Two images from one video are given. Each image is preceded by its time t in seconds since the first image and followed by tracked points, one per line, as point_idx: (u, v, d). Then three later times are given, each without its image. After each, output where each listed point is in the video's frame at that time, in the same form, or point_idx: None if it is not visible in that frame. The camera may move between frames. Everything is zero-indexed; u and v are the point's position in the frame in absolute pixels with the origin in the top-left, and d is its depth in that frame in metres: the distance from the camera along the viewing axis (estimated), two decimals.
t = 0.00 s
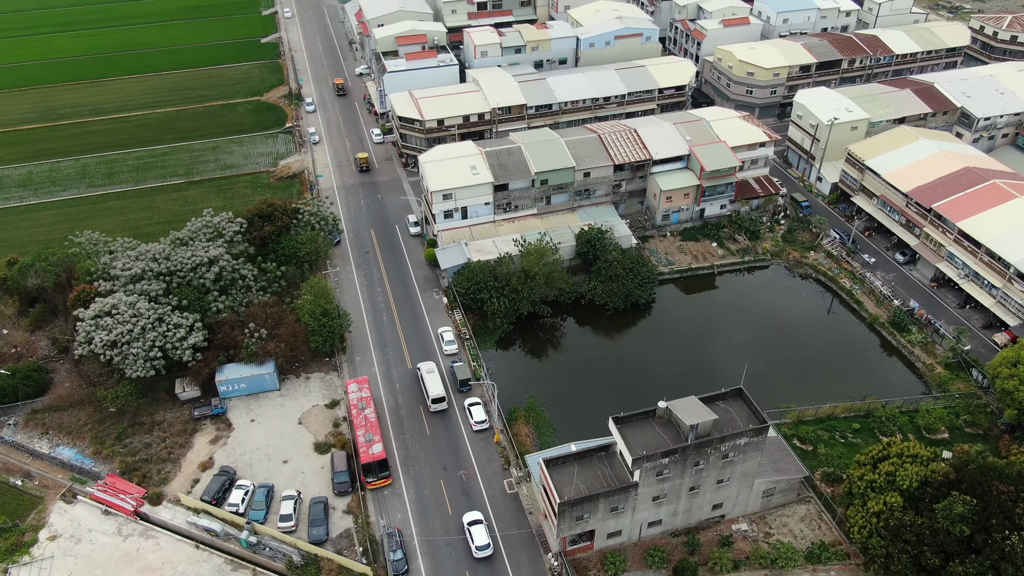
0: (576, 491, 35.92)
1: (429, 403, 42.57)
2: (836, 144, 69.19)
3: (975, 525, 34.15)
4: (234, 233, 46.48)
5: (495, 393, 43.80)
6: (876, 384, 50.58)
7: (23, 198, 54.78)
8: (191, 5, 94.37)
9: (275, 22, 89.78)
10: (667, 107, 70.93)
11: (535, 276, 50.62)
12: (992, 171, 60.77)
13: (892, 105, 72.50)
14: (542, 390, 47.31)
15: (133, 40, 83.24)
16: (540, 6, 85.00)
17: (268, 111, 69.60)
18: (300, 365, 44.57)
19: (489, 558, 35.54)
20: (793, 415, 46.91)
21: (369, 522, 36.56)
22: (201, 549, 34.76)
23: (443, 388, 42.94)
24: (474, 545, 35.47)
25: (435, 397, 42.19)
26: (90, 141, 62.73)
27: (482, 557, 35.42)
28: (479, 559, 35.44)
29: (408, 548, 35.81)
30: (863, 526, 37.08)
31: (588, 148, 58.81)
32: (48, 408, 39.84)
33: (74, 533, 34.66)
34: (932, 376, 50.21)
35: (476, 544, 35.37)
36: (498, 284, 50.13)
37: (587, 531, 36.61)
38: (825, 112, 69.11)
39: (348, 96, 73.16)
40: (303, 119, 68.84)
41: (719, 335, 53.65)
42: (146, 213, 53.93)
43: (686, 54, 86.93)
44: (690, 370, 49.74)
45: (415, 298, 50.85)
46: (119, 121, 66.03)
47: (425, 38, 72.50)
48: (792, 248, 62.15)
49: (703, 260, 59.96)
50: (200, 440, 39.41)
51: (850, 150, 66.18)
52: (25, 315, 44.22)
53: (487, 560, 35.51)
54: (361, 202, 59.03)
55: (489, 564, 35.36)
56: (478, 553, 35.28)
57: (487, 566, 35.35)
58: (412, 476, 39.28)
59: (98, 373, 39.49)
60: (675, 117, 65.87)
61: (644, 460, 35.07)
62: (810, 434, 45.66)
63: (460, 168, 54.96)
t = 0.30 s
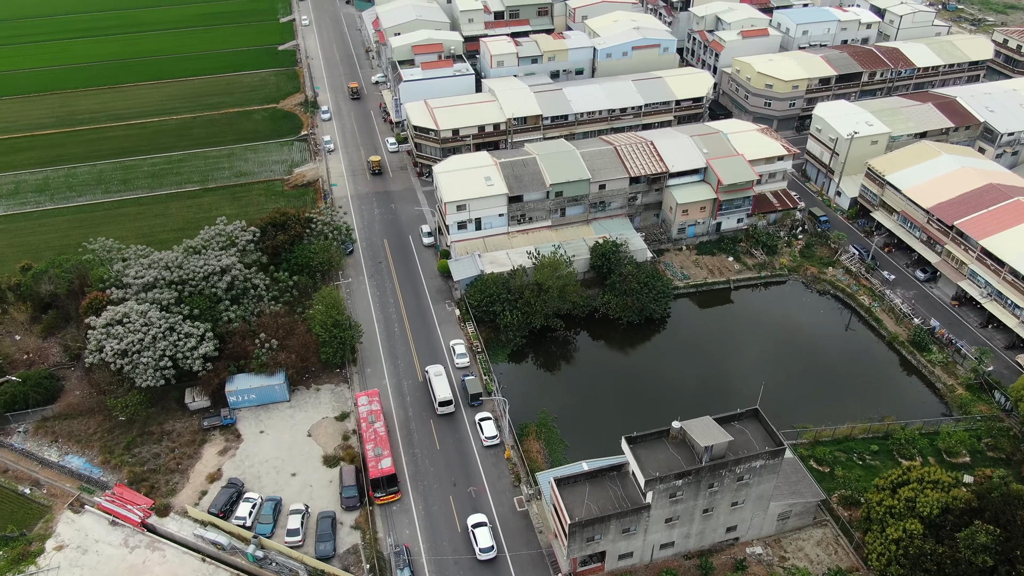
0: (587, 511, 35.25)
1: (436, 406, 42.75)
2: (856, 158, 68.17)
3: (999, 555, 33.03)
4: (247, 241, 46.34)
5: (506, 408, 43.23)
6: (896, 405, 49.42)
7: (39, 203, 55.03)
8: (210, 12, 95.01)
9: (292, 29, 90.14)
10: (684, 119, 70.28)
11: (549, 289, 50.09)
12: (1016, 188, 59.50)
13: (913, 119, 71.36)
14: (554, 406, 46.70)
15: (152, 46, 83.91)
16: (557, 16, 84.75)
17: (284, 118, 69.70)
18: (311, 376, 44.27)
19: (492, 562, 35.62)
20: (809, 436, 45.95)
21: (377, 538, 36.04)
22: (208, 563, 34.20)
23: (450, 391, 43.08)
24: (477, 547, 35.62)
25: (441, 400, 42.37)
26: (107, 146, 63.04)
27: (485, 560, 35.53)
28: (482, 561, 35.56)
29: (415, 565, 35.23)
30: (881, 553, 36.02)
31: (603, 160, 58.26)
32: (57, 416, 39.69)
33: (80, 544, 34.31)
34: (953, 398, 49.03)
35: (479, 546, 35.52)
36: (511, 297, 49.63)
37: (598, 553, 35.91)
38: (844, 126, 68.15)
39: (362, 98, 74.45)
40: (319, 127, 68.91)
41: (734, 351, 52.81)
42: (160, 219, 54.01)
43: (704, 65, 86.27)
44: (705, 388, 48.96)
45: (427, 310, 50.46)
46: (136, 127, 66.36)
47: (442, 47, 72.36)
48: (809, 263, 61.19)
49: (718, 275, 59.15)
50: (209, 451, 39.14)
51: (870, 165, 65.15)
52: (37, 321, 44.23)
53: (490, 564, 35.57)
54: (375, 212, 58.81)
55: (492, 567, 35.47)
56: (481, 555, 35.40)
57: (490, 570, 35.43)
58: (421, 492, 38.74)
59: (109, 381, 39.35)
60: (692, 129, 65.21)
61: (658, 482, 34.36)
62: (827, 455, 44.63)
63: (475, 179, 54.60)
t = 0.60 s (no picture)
0: (598, 531, 34.49)
1: (444, 409, 42.85)
2: (876, 172, 67.12)
3: None
4: (259, 250, 46.18)
5: (517, 423, 42.61)
6: (915, 426, 48.24)
7: (55, 208, 55.25)
8: (227, 18, 95.53)
9: (309, 37, 90.44)
10: (700, 130, 69.58)
11: (562, 302, 49.47)
12: None
13: (935, 133, 70.19)
14: (565, 421, 46.04)
15: (170, 52, 84.45)
16: (574, 25, 84.45)
17: (299, 126, 69.78)
18: (321, 387, 43.93)
19: (496, 562, 35.51)
20: (825, 456, 44.93)
21: (384, 554, 35.50)
22: None
23: (457, 394, 43.20)
24: (481, 549, 35.54)
25: (449, 402, 42.48)
26: (123, 152, 63.31)
27: (489, 561, 35.41)
28: (486, 562, 35.46)
29: None
30: None
31: (618, 172, 57.68)
32: (67, 423, 39.57)
33: (87, 554, 33.95)
34: (974, 419, 47.78)
35: (483, 548, 35.40)
36: (524, 309, 49.12)
37: (608, 574, 35.16)
38: (864, 139, 67.15)
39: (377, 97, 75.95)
40: (334, 135, 68.91)
41: (749, 367, 51.93)
42: (174, 226, 54.05)
43: (722, 76, 85.57)
44: (720, 405, 48.14)
45: (438, 321, 50.07)
46: (152, 132, 66.64)
47: (458, 56, 72.17)
48: (827, 279, 60.20)
49: (734, 289, 58.33)
50: (217, 462, 38.85)
51: (890, 180, 64.06)
52: (49, 327, 44.22)
53: (493, 564, 35.48)
54: (388, 221, 58.58)
55: (495, 569, 35.37)
56: (485, 556, 35.29)
57: (494, 570, 35.40)
58: (429, 507, 38.16)
59: (118, 390, 39.20)
60: (709, 141, 64.49)
61: (670, 503, 33.62)
62: (845, 477, 43.58)
63: (489, 190, 54.21)
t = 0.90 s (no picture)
0: (609, 552, 33.84)
1: (452, 410, 43.13)
2: (896, 186, 65.99)
3: None
4: (271, 258, 46.01)
5: (529, 437, 42.01)
6: (934, 447, 47.02)
7: (70, 213, 55.47)
8: (245, 24, 96.03)
9: (326, 43, 90.67)
10: (717, 141, 68.84)
11: (575, 314, 48.83)
12: None
13: (957, 147, 68.90)
14: (577, 436, 45.40)
15: (187, 57, 84.93)
16: (591, 34, 84.12)
17: (315, 132, 69.82)
18: (331, 398, 43.59)
19: (500, 564, 35.62)
20: (843, 476, 43.85)
21: (391, 569, 34.98)
22: None
23: (465, 395, 43.49)
24: (486, 550, 35.66)
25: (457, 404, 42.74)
26: (139, 157, 63.53)
27: (494, 562, 35.54)
28: (490, 563, 35.60)
29: None
30: None
31: (634, 183, 57.07)
32: (76, 430, 39.44)
33: (93, 564, 33.57)
34: (996, 441, 46.50)
35: (488, 548, 35.53)
36: (536, 321, 48.61)
37: None
38: (884, 153, 66.09)
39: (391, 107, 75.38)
40: (349, 142, 68.88)
41: (765, 384, 51.01)
42: (187, 232, 54.07)
43: (739, 86, 84.80)
44: (735, 422, 47.29)
45: (450, 332, 49.66)
46: (168, 138, 66.88)
47: (474, 65, 71.95)
48: (845, 294, 59.19)
49: (750, 303, 57.45)
50: (225, 472, 38.56)
51: (911, 194, 62.91)
52: (62, 333, 44.24)
53: (498, 565, 35.60)
54: (402, 230, 58.34)
55: (500, 570, 35.48)
56: (489, 557, 35.42)
57: (498, 570, 35.54)
58: (438, 522, 37.62)
59: (128, 398, 39.03)
60: (726, 152, 63.74)
61: (683, 525, 32.91)
62: (862, 499, 42.46)
63: (503, 200, 53.81)
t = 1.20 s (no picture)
0: (620, 572, 33.21)
1: (460, 412, 43.34)
2: (916, 201, 64.62)
3: None
4: (284, 266, 45.86)
5: (540, 452, 41.37)
6: (955, 469, 45.67)
7: (86, 218, 55.70)
8: (263, 31, 96.53)
9: (343, 50, 90.92)
10: (735, 152, 68.08)
11: (589, 327, 48.20)
12: None
13: (980, 161, 67.54)
14: (590, 451, 44.69)
15: (205, 63, 85.43)
16: (608, 43, 83.74)
17: (330, 139, 69.86)
18: (341, 409, 43.25)
19: (505, 564, 35.76)
20: (860, 497, 42.58)
21: None
22: None
23: (473, 397, 43.68)
24: (491, 550, 35.77)
25: (465, 405, 42.99)
26: (155, 163, 63.79)
27: (499, 563, 35.66)
28: (495, 564, 35.72)
29: None
30: None
31: (650, 195, 56.45)
32: (86, 437, 39.32)
33: (99, 573, 33.24)
34: (1019, 463, 45.08)
35: (493, 549, 35.67)
36: (549, 333, 48.05)
37: None
38: (905, 166, 64.93)
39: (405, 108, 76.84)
40: (364, 150, 68.86)
41: (781, 401, 50.01)
42: (201, 238, 54.13)
43: (757, 97, 84.01)
44: (750, 440, 46.35)
45: (462, 343, 49.23)
46: (184, 144, 67.15)
47: (490, 73, 71.73)
48: (864, 309, 58.13)
49: (767, 318, 56.56)
50: (234, 482, 38.27)
51: (932, 209, 61.61)
52: (74, 338, 44.28)
53: (503, 565, 35.73)
54: (415, 238, 58.11)
55: (505, 570, 35.59)
56: (494, 558, 35.53)
57: (503, 571, 35.66)
58: (447, 536, 37.06)
59: (138, 406, 38.88)
60: (743, 164, 62.97)
61: (695, 546, 32.17)
62: (880, 520, 41.09)
63: (517, 211, 53.42)
